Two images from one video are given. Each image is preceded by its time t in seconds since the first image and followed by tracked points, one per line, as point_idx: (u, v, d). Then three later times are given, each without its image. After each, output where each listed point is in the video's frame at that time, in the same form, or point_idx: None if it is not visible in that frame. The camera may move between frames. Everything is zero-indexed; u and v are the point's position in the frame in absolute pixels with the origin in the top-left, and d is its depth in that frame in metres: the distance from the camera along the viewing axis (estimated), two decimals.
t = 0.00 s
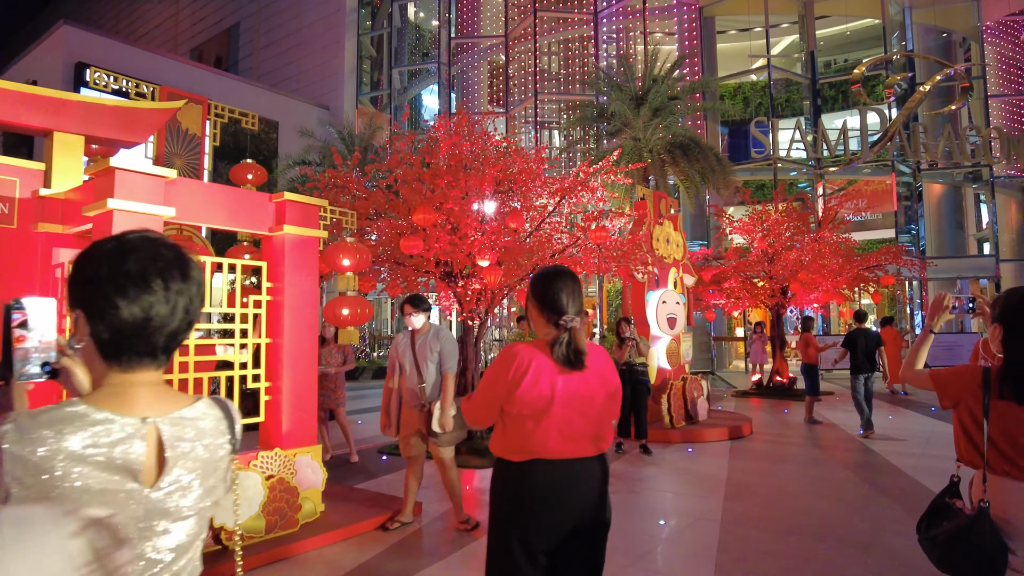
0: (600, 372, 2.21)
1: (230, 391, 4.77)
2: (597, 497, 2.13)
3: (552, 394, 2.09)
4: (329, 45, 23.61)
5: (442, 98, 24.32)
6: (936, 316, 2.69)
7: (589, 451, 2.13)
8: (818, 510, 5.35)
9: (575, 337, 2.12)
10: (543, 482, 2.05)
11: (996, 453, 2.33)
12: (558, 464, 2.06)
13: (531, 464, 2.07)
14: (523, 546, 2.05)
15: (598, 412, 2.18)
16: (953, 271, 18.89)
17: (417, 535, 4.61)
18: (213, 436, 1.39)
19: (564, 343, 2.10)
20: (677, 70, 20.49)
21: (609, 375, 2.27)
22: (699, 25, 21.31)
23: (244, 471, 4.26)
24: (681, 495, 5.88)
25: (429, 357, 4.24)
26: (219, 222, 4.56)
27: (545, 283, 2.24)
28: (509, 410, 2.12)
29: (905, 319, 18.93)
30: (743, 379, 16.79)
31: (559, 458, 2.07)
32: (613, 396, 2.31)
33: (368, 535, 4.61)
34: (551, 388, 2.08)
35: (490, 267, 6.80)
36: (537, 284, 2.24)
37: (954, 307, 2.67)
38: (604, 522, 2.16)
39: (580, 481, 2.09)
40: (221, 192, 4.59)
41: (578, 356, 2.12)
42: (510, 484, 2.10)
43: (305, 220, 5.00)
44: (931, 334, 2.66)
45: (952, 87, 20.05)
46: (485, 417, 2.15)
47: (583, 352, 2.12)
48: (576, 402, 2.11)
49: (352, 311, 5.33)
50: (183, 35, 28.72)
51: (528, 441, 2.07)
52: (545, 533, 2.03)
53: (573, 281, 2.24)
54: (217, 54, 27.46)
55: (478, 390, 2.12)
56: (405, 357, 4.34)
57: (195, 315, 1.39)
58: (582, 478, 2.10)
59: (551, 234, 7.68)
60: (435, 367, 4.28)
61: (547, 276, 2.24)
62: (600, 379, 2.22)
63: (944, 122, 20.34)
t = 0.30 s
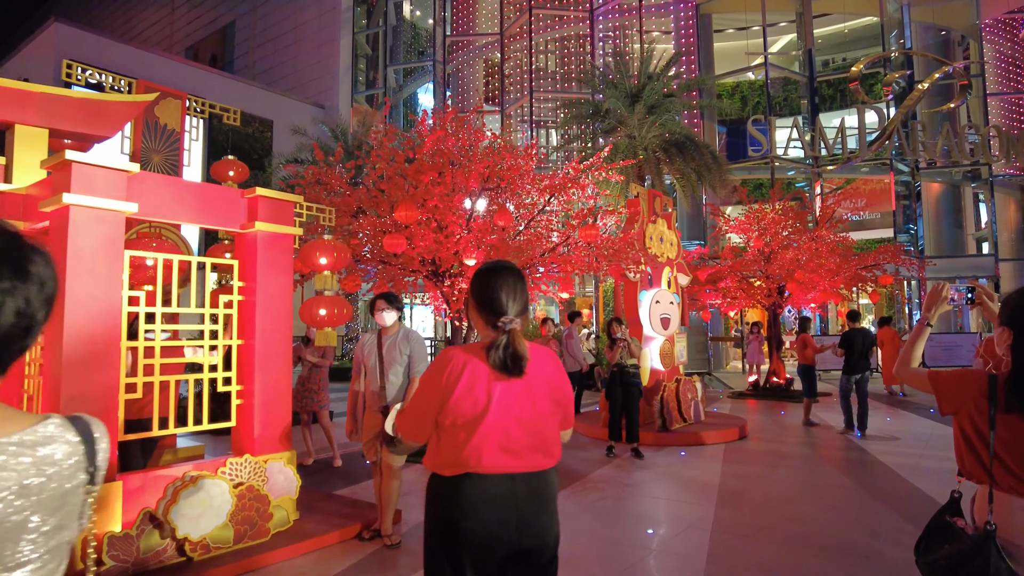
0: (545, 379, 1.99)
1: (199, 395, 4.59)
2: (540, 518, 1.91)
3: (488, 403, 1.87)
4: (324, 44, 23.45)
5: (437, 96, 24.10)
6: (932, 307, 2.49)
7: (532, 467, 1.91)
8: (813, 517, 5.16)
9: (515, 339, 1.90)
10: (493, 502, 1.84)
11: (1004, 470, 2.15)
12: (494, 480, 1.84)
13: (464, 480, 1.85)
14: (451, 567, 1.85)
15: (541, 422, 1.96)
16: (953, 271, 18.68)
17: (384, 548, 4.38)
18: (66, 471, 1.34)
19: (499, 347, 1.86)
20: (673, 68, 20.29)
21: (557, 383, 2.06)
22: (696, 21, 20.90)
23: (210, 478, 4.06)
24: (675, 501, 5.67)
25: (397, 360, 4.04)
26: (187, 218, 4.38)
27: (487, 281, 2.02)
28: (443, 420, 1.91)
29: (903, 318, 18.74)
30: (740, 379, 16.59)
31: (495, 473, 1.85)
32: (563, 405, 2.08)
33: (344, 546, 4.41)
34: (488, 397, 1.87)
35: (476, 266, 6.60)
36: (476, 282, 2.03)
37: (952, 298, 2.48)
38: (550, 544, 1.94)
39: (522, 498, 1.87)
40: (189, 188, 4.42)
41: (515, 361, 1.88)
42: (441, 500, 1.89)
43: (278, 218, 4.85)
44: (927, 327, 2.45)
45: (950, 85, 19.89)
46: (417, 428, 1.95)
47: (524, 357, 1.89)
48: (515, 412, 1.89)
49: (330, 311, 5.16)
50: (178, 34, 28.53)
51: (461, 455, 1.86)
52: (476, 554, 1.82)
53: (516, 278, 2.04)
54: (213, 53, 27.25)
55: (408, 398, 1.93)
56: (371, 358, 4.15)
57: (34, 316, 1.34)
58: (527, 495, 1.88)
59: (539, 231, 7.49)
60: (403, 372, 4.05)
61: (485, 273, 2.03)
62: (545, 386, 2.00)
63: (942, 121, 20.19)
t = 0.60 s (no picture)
0: (489, 378, 1.80)
1: (169, 395, 4.43)
2: (479, 531, 1.73)
3: (419, 406, 1.69)
4: (322, 42, 23.31)
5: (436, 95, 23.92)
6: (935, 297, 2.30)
7: (469, 476, 1.72)
8: (809, 522, 4.99)
9: (449, 336, 1.70)
10: (434, 512, 1.68)
11: (1012, 481, 1.98)
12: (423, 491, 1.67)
13: (390, 489, 1.68)
14: None
15: (483, 427, 1.77)
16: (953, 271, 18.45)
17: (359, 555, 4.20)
18: None
19: (429, 345, 1.67)
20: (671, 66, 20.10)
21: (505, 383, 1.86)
22: (696, 19, 20.70)
23: (176, 482, 3.89)
24: (666, 505, 5.50)
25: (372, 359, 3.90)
26: (155, 212, 4.19)
27: (427, 271, 1.83)
28: (371, 425, 1.74)
29: (904, 319, 18.55)
30: (738, 380, 16.41)
31: (425, 482, 1.67)
32: (510, 408, 1.88)
33: (318, 553, 4.23)
34: (417, 399, 1.69)
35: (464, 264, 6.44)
36: (415, 271, 1.84)
37: (957, 289, 2.28)
38: (490, 560, 1.76)
39: (459, 509, 1.70)
40: (158, 179, 4.24)
41: (447, 360, 1.68)
42: (367, 510, 1.72)
43: (251, 211, 4.67)
44: (928, 320, 2.26)
45: (951, 84, 19.72)
46: (347, 432, 1.79)
47: (460, 356, 1.70)
48: (449, 417, 1.70)
49: (309, 308, 4.98)
50: (176, 32, 28.39)
51: (387, 463, 1.69)
52: (402, 568, 1.65)
53: (456, 269, 1.84)
54: (211, 52, 27.07)
55: (336, 400, 1.77)
56: (341, 356, 3.94)
57: None
58: (467, 506, 1.71)
59: (530, 228, 7.31)
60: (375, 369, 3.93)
61: (421, 263, 1.83)
62: (490, 387, 1.81)
63: (943, 119, 20.00)
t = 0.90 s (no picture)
0: (421, 395, 1.68)
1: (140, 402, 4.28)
2: (405, 558, 1.63)
3: (340, 427, 1.58)
4: (318, 42, 23.16)
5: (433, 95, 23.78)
6: (932, 303, 2.13)
7: (396, 497, 1.62)
8: (801, 533, 4.83)
9: (370, 350, 1.56)
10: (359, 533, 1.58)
11: (1012, 510, 1.84)
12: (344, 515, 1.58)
13: (309, 513, 1.60)
14: None
15: (412, 446, 1.66)
16: (953, 272, 18.24)
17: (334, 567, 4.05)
18: None
19: (347, 362, 1.53)
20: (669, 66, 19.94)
21: (440, 397, 1.75)
22: (693, 19, 20.54)
23: (141, 493, 3.75)
24: (656, 515, 5.36)
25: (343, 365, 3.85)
26: (125, 214, 4.05)
27: (349, 277, 1.69)
28: (291, 443, 1.64)
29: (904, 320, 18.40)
30: (735, 382, 16.27)
31: (345, 508, 1.58)
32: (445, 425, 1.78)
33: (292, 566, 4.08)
34: (338, 420, 1.58)
35: (451, 265, 6.28)
36: (338, 277, 1.70)
37: (954, 296, 2.13)
38: None
39: (385, 535, 1.60)
40: (129, 179, 4.11)
41: (367, 379, 1.54)
42: (286, 531, 1.64)
43: (225, 211, 4.54)
44: (924, 329, 2.09)
45: (951, 84, 19.59)
46: (266, 450, 1.69)
47: (382, 374, 1.56)
48: (373, 437, 1.60)
49: (286, 311, 4.83)
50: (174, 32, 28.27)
51: (307, 486, 1.60)
52: None
53: (382, 273, 1.69)
54: (207, 52, 26.91)
55: (254, 418, 1.67)
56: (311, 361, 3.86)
57: None
58: (395, 531, 1.61)
59: (521, 229, 7.18)
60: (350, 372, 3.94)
61: (346, 267, 1.69)
62: (424, 403, 1.69)
63: (943, 120, 19.85)
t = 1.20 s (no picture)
0: (332, 410, 1.80)
1: (110, 409, 4.13)
2: None
3: (246, 449, 1.70)
4: (316, 43, 23.02)
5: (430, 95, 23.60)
6: (918, 311, 1.99)
7: (312, 521, 1.75)
8: (794, 543, 4.68)
9: (272, 362, 1.71)
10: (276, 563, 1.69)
11: (1004, 538, 1.70)
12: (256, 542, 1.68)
13: (219, 540, 1.70)
14: None
15: (324, 466, 1.78)
16: (953, 273, 18.05)
17: None
18: None
19: (248, 377, 1.67)
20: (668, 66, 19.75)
21: (355, 410, 1.86)
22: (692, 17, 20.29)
23: (104, 506, 3.60)
24: (645, 523, 5.22)
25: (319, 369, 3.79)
26: (91, 214, 3.94)
27: (253, 290, 1.83)
28: (200, 466, 1.76)
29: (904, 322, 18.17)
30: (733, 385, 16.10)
31: (256, 535, 1.69)
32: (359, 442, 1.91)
33: None
34: (244, 440, 1.70)
35: (437, 266, 6.11)
36: (241, 291, 1.84)
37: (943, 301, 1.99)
38: None
39: (301, 557, 1.71)
40: (94, 179, 3.99)
41: (266, 393, 1.67)
42: (197, 560, 1.73)
43: (200, 211, 4.41)
44: (910, 340, 1.96)
45: (950, 83, 19.43)
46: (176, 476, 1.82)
47: (285, 387, 1.70)
48: (282, 459, 1.72)
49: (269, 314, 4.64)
50: (170, 33, 28.14)
51: (216, 513, 1.71)
52: None
53: (288, 278, 1.85)
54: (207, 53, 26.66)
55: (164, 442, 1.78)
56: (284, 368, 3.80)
57: None
58: (311, 554, 1.73)
59: (510, 231, 7.05)
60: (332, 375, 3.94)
61: (250, 276, 1.84)
62: (336, 419, 1.81)
63: (943, 119, 19.66)
